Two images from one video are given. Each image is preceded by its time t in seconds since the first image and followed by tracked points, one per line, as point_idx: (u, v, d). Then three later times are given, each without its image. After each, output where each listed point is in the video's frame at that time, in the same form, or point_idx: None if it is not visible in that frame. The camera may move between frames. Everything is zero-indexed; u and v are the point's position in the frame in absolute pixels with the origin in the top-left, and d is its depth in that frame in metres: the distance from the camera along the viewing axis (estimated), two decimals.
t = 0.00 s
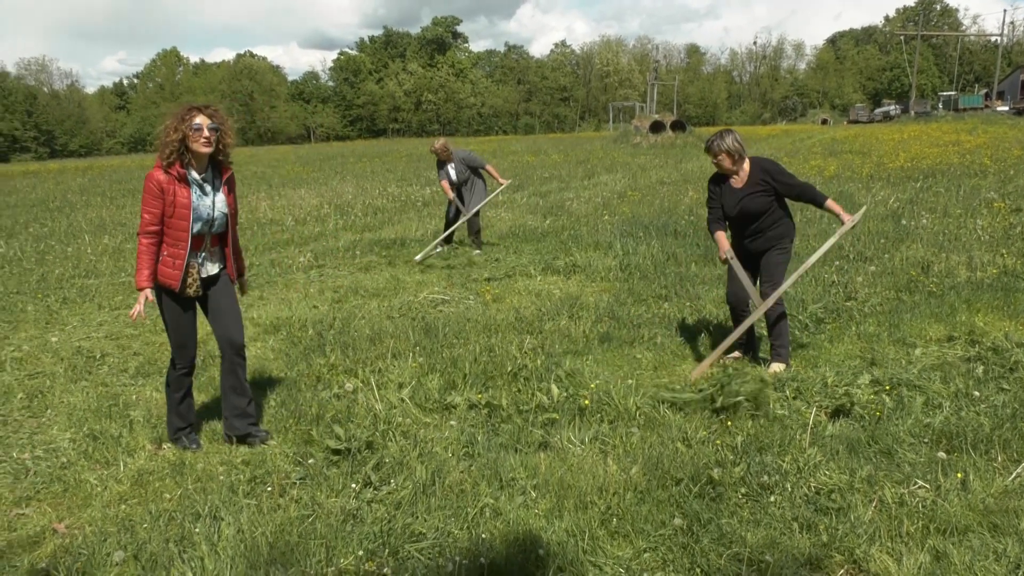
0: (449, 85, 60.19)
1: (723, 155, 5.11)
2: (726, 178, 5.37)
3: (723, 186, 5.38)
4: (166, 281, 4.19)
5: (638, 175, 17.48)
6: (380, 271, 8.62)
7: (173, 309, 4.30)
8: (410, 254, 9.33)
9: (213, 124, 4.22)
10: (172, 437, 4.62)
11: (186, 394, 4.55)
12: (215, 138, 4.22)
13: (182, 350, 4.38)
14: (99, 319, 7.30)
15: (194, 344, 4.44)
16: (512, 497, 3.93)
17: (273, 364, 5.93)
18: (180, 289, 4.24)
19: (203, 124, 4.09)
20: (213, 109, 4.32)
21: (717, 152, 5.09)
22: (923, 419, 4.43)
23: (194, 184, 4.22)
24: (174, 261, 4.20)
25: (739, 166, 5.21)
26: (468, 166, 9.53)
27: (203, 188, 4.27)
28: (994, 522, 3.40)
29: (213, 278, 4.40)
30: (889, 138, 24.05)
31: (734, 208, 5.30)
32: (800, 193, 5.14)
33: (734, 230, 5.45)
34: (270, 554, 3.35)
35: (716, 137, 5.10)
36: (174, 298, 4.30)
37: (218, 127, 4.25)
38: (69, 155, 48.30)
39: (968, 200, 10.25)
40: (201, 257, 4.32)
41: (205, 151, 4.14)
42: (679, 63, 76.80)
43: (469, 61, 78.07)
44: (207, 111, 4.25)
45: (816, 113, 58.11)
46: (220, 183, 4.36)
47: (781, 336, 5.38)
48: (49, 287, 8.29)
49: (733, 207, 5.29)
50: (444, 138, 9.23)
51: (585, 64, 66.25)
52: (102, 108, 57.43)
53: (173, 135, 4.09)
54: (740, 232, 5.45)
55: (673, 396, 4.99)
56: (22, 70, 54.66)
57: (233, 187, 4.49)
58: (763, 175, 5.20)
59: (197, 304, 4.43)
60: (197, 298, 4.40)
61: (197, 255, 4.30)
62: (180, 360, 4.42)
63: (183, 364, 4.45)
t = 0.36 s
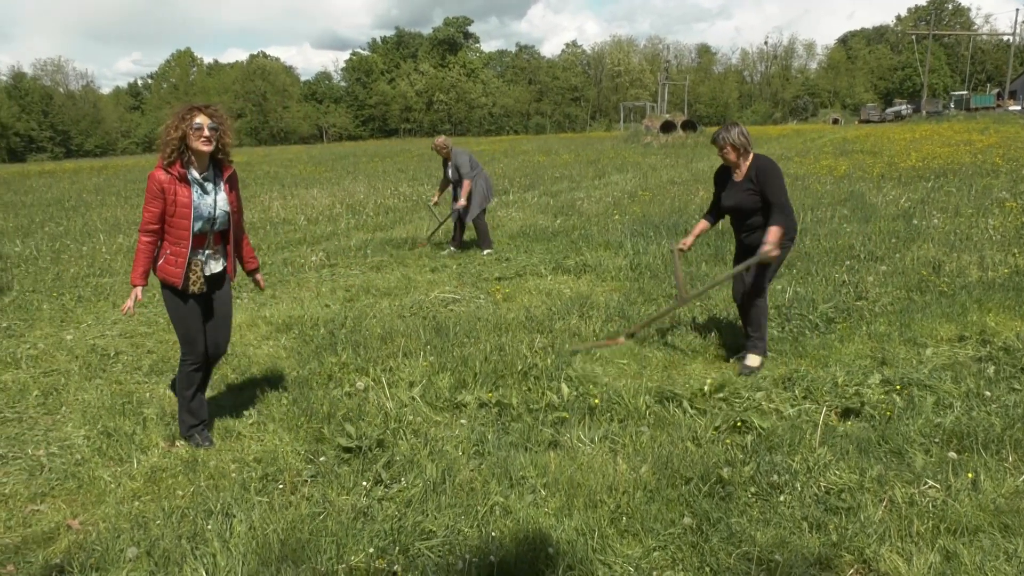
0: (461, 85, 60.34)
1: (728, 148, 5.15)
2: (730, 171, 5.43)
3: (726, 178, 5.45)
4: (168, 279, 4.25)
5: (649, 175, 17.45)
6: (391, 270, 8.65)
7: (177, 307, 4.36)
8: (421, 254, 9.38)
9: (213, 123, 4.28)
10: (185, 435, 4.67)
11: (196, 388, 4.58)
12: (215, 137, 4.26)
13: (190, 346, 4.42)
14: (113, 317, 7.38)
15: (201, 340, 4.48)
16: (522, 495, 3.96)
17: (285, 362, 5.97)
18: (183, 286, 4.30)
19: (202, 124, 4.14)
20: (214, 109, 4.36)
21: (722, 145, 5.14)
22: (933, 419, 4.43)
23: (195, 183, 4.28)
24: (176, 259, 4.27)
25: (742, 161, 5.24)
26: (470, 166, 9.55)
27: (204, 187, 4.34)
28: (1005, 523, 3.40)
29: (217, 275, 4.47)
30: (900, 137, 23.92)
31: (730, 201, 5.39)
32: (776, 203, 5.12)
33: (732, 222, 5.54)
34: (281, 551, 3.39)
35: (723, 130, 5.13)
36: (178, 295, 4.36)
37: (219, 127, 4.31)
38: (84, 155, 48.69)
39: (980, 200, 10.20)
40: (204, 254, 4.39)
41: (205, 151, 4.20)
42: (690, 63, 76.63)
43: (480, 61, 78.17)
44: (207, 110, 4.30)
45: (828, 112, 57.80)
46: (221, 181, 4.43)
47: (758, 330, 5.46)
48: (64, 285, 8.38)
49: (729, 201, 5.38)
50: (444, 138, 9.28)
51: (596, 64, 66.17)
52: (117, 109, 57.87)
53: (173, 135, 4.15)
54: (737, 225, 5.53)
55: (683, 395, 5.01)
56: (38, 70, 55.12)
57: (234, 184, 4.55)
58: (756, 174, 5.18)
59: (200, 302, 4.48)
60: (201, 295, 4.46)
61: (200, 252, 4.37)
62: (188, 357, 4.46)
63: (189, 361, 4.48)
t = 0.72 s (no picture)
0: (472, 86, 60.43)
1: (723, 161, 5.17)
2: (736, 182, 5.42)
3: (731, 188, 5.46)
4: (171, 278, 4.31)
5: (661, 175, 17.42)
6: (403, 271, 8.67)
7: (181, 306, 4.41)
8: (433, 254, 9.39)
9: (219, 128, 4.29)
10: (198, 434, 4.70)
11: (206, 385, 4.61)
12: (220, 142, 4.29)
13: (196, 342, 4.45)
14: (127, 317, 7.43)
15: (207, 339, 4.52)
16: (533, 496, 3.96)
17: (297, 362, 6.00)
18: (186, 286, 4.36)
19: (209, 130, 4.17)
20: (221, 114, 4.38)
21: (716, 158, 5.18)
22: (947, 421, 4.39)
23: (200, 186, 4.31)
24: (179, 259, 4.32)
25: (737, 173, 5.25)
26: (478, 168, 9.55)
27: (209, 189, 4.36)
28: (1020, 526, 3.37)
29: (219, 274, 4.53)
30: (914, 138, 23.75)
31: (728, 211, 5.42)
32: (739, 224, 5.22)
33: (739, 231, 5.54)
34: (293, 550, 3.41)
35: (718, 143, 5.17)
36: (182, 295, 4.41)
37: (225, 132, 4.33)
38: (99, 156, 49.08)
39: (995, 201, 10.11)
40: (207, 254, 4.44)
41: (211, 156, 4.22)
42: (701, 63, 76.40)
43: (492, 62, 78.23)
44: (213, 115, 4.32)
45: (840, 113, 57.50)
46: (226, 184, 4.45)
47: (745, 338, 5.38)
48: (79, 285, 8.44)
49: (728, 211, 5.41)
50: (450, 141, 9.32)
51: (608, 64, 66.07)
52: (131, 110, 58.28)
53: (181, 140, 4.19)
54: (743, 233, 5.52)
55: (695, 396, 5.00)
56: (53, 71, 55.62)
57: (239, 187, 4.57)
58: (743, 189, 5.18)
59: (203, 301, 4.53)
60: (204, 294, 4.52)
61: (203, 253, 4.41)
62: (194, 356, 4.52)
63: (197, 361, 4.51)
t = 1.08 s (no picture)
0: (486, 86, 60.47)
1: (728, 161, 4.99)
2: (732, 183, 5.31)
3: (728, 190, 5.33)
4: (172, 275, 4.37)
5: (675, 176, 17.35)
6: (417, 271, 8.69)
7: (182, 304, 4.46)
8: (447, 255, 9.39)
9: (225, 133, 4.34)
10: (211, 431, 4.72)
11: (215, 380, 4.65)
12: (225, 146, 4.32)
13: (200, 339, 4.49)
14: (142, 317, 7.47)
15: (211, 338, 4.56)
16: (547, 497, 3.95)
17: (311, 362, 6.02)
18: (186, 283, 4.41)
19: (212, 131, 4.21)
20: (226, 120, 4.41)
21: (721, 158, 4.98)
22: (964, 424, 4.35)
23: (204, 187, 4.36)
24: (181, 257, 4.38)
25: (742, 173, 5.11)
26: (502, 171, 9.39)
27: (213, 191, 4.41)
28: None
29: (221, 274, 4.56)
30: (932, 138, 23.53)
31: (736, 213, 5.28)
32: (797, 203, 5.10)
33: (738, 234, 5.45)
34: (307, 549, 3.42)
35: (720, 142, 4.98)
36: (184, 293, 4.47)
37: (230, 136, 4.38)
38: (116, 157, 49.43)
39: (1015, 202, 10.00)
40: (209, 254, 4.47)
41: (215, 160, 4.27)
42: (715, 63, 76.08)
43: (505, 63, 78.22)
44: (219, 120, 4.36)
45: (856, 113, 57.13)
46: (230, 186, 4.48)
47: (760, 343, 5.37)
48: (96, 285, 8.50)
49: (736, 213, 5.27)
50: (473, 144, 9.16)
51: (623, 65, 65.88)
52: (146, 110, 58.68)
53: (186, 143, 4.25)
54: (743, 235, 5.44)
55: (709, 397, 4.97)
56: (71, 73, 56.12)
57: (243, 191, 4.60)
58: (762, 183, 5.13)
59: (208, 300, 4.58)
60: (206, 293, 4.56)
61: (205, 252, 4.45)
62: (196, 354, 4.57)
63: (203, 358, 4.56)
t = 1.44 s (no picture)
0: (500, 86, 60.49)
1: (728, 150, 5.11)
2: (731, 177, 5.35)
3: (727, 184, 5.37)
4: (174, 276, 4.40)
5: (688, 176, 17.28)
6: (431, 270, 8.70)
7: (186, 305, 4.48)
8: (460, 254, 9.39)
9: (222, 135, 4.38)
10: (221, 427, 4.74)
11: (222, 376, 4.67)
12: (221, 148, 4.36)
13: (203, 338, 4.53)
14: (157, 314, 7.51)
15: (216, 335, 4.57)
16: (559, 497, 3.95)
17: (324, 360, 6.04)
18: (189, 283, 4.44)
19: (208, 131, 4.26)
20: (223, 122, 4.46)
21: (721, 148, 5.11)
22: (980, 427, 4.31)
23: (202, 188, 4.40)
24: (182, 257, 4.41)
25: (743, 165, 5.18)
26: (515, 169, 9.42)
27: (210, 192, 4.44)
28: None
29: (224, 274, 4.57)
30: (949, 138, 23.32)
31: (734, 206, 5.29)
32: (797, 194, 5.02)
33: (737, 230, 5.43)
34: (319, 547, 3.42)
35: (720, 135, 5.11)
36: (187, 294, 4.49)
37: (227, 138, 4.41)
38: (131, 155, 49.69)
39: None
40: (210, 254, 4.49)
41: (213, 162, 4.30)
42: (729, 63, 75.73)
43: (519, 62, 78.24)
44: (218, 123, 4.40)
45: (871, 113, 56.72)
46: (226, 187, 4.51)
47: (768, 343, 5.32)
48: (110, 283, 8.54)
49: (733, 205, 5.28)
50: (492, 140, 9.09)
51: (637, 64, 65.66)
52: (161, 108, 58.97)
53: (183, 147, 4.30)
54: (742, 233, 5.41)
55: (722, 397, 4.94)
56: (85, 71, 56.50)
57: (241, 191, 4.63)
58: (760, 176, 5.13)
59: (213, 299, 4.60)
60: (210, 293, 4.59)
61: (206, 252, 4.47)
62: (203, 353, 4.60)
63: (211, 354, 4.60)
